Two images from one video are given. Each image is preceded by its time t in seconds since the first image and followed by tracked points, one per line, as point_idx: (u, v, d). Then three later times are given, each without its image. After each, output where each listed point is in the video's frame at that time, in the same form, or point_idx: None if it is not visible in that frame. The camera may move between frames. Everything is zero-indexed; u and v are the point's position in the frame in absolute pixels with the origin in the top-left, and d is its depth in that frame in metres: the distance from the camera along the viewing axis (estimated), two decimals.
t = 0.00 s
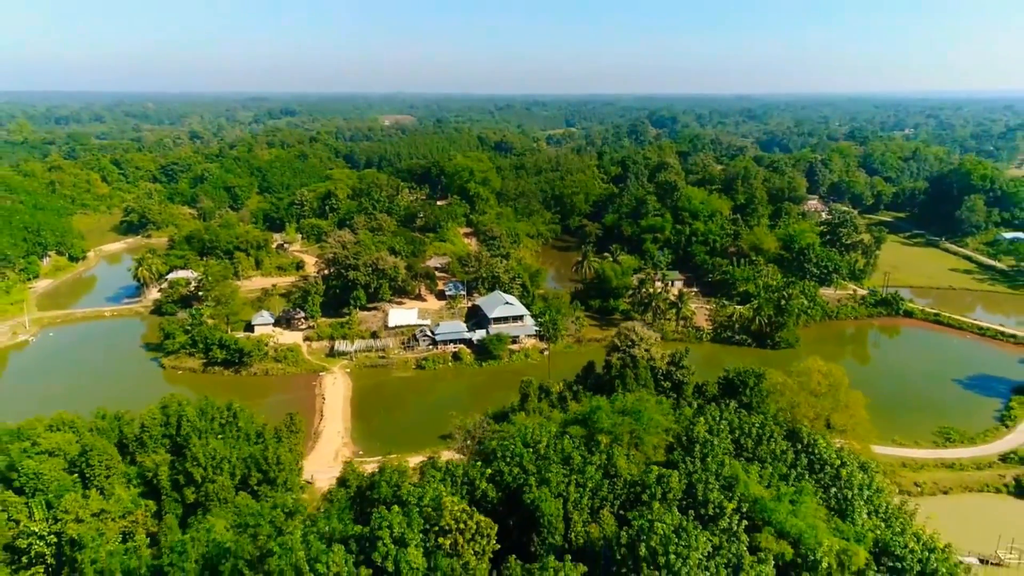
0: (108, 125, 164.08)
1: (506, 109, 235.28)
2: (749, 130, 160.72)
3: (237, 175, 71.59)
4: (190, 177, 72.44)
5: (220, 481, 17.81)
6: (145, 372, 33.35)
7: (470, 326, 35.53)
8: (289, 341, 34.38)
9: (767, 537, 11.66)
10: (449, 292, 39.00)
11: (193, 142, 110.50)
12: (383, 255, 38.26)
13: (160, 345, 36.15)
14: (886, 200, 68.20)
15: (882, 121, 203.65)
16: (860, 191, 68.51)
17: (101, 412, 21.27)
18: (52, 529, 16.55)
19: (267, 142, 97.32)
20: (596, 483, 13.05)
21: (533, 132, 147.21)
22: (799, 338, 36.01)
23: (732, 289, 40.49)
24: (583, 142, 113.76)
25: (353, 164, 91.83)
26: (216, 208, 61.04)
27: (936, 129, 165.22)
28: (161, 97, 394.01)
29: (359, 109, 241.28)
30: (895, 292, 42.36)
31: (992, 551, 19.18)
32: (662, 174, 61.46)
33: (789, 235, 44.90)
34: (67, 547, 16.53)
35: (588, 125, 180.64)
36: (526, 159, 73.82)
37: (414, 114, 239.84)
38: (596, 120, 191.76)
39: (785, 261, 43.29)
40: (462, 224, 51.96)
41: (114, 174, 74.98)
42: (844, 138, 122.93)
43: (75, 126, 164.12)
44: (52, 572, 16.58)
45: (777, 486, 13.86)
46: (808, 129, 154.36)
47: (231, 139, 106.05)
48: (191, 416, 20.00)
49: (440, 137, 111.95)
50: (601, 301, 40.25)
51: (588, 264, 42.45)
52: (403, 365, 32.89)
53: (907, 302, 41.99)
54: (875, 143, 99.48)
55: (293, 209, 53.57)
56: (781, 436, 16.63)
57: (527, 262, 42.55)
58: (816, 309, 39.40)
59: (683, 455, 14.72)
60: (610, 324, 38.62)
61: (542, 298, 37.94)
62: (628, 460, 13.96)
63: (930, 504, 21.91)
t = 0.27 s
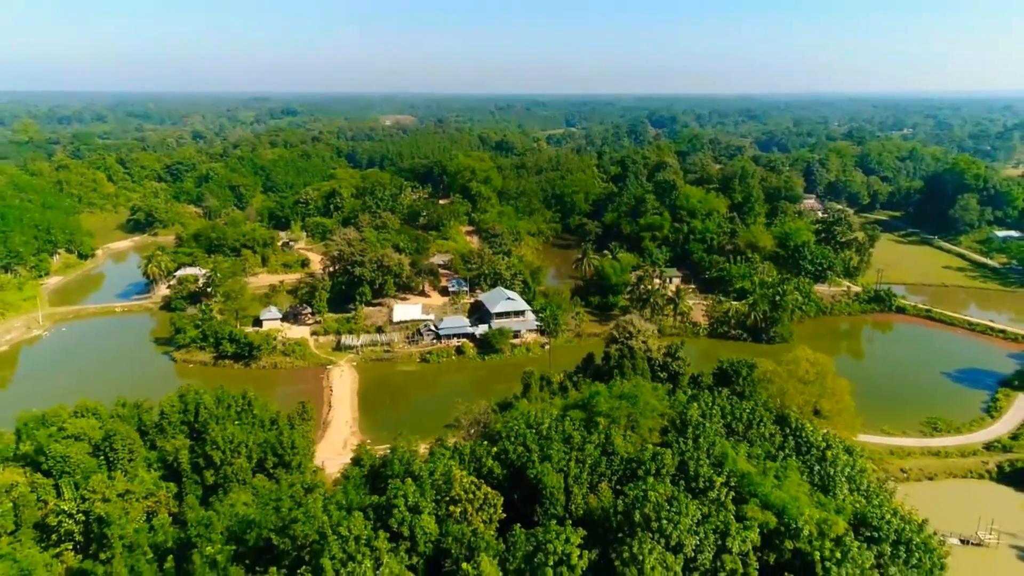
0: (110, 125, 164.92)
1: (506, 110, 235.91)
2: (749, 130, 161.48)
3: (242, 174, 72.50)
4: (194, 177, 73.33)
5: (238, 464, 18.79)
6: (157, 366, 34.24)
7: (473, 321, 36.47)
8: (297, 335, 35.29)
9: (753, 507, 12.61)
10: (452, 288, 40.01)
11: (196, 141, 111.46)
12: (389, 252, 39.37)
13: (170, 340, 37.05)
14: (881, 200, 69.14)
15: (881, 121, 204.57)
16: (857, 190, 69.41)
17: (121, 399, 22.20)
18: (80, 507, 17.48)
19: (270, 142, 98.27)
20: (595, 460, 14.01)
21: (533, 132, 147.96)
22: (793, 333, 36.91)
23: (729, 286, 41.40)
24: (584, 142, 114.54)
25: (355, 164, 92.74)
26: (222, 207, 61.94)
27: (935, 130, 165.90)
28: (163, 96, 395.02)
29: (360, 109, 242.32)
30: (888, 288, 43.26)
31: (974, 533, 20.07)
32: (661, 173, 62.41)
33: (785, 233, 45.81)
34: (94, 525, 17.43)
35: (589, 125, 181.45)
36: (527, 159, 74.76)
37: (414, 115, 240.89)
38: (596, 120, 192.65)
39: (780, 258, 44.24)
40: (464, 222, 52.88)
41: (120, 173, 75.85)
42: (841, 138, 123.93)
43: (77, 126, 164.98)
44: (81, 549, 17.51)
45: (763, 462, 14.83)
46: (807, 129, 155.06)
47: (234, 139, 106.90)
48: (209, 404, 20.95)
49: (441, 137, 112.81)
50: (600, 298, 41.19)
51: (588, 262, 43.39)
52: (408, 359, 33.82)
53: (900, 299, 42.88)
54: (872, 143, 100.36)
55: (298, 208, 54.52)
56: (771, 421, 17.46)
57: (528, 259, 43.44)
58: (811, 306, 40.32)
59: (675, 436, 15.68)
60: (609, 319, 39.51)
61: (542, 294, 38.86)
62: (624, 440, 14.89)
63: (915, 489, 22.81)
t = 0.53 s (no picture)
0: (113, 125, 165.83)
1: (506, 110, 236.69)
2: (748, 130, 162.39)
3: (247, 174, 73.55)
4: (200, 176, 74.41)
5: (257, 446, 19.95)
6: (171, 359, 35.34)
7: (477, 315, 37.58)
8: (306, 330, 36.43)
9: (739, 479, 13.69)
10: (456, 284, 41.15)
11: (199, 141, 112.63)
12: (394, 249, 40.63)
13: (183, 335, 38.16)
14: (877, 198, 70.17)
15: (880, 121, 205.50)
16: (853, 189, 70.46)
17: (143, 388, 23.22)
18: (110, 487, 18.57)
19: (273, 142, 99.33)
20: (594, 437, 15.12)
21: (533, 132, 148.89)
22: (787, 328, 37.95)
23: (725, 283, 42.49)
24: (584, 142, 115.51)
25: (358, 164, 93.78)
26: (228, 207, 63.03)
27: (934, 129, 166.76)
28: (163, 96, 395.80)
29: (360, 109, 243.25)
30: (881, 285, 44.34)
31: (953, 515, 21.12)
32: (659, 172, 63.46)
33: (780, 231, 46.89)
34: (122, 504, 18.47)
35: (589, 125, 182.36)
36: (528, 158, 75.82)
37: (415, 115, 241.93)
38: (597, 120, 193.62)
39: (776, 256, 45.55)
40: (466, 220, 53.96)
41: (126, 173, 76.92)
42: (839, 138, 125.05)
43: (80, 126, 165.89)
44: (109, 526, 18.73)
45: (750, 441, 15.91)
46: (806, 129, 155.92)
47: (237, 139, 107.94)
48: (227, 391, 22.00)
49: (443, 137, 113.85)
50: (599, 294, 42.29)
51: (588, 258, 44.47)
52: (413, 352, 34.93)
53: (893, 295, 43.93)
54: (870, 143, 101.36)
55: (303, 207, 55.63)
56: (760, 405, 18.44)
57: (529, 257, 44.55)
58: (805, 302, 41.40)
59: (669, 416, 16.77)
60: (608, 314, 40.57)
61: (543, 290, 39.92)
62: (621, 420, 15.98)
63: (899, 474, 23.92)
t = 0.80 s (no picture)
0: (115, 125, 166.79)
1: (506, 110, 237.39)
2: (747, 131, 163.38)
3: (251, 174, 74.60)
4: (205, 176, 75.49)
5: (274, 431, 21.03)
6: (182, 353, 36.38)
7: (480, 311, 38.67)
8: (314, 325, 37.52)
9: (727, 457, 14.77)
10: (460, 281, 42.25)
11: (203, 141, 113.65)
12: (399, 247, 41.72)
13: (194, 331, 39.21)
14: (872, 198, 71.21)
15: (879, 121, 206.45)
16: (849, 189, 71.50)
17: (163, 378, 24.29)
18: (135, 470, 19.54)
19: (276, 142, 100.38)
20: (592, 419, 16.23)
21: (533, 132, 149.87)
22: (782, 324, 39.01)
23: (722, 280, 43.55)
24: (584, 143, 116.53)
25: (360, 164, 94.83)
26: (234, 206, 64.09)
27: (931, 129, 167.72)
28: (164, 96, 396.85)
29: (361, 110, 244.44)
30: (873, 282, 45.40)
31: (936, 498, 22.00)
32: (658, 172, 64.54)
33: (775, 230, 47.96)
34: (147, 485, 19.44)
35: (588, 125, 183.34)
36: (529, 158, 76.89)
37: (415, 115, 242.82)
38: (597, 120, 194.63)
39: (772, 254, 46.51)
40: (469, 220, 55.03)
41: (133, 173, 77.98)
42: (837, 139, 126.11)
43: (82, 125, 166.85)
44: (134, 507, 19.68)
45: (738, 423, 16.96)
46: (804, 129, 156.85)
47: (240, 139, 108.97)
48: (244, 381, 23.10)
49: (444, 137, 114.86)
50: (599, 291, 43.36)
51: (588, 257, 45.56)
52: (418, 346, 36.00)
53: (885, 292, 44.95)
54: (866, 143, 102.41)
55: (309, 207, 56.72)
56: (750, 392, 19.42)
57: (531, 254, 45.62)
58: (799, 298, 42.45)
59: (663, 401, 17.85)
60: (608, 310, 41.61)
61: (544, 287, 40.98)
62: (618, 404, 17.08)
63: (885, 461, 24.97)
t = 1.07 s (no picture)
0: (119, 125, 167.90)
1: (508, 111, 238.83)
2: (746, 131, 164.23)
3: (256, 174, 75.61)
4: (211, 176, 76.52)
5: (288, 419, 22.03)
6: (193, 348, 37.36)
7: (482, 308, 39.69)
8: (321, 321, 38.54)
9: (718, 439, 15.77)
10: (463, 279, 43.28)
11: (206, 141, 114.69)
12: (403, 245, 42.75)
13: (203, 327, 40.19)
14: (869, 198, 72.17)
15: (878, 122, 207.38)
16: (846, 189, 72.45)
17: (179, 369, 25.28)
18: (157, 455, 20.51)
19: (279, 142, 101.43)
20: (591, 405, 17.25)
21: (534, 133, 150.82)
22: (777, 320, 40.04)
23: (719, 278, 44.55)
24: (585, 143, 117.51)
25: (362, 164, 95.83)
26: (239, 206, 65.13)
27: (930, 130, 168.62)
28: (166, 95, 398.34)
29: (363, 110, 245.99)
30: (867, 280, 46.37)
31: (920, 485, 22.87)
32: (657, 172, 65.55)
33: (771, 229, 48.96)
34: (169, 470, 20.41)
35: (589, 125, 184.28)
36: (530, 158, 77.90)
37: (416, 114, 243.27)
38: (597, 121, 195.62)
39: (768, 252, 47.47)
40: (471, 219, 56.04)
41: (139, 173, 79.03)
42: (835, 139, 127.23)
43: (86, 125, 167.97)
44: (155, 491, 20.60)
45: (729, 409, 17.97)
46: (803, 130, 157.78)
47: (244, 139, 110.03)
48: (258, 371, 24.10)
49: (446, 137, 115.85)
50: (598, 289, 44.34)
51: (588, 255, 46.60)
52: (423, 341, 36.99)
53: (879, 290, 45.92)
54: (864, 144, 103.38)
55: (314, 206, 57.76)
56: (741, 382, 20.40)
57: (532, 253, 46.62)
58: (795, 296, 43.43)
59: (659, 388, 18.85)
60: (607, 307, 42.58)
61: (545, 284, 41.97)
62: (616, 392, 18.08)
63: (873, 451, 25.94)
